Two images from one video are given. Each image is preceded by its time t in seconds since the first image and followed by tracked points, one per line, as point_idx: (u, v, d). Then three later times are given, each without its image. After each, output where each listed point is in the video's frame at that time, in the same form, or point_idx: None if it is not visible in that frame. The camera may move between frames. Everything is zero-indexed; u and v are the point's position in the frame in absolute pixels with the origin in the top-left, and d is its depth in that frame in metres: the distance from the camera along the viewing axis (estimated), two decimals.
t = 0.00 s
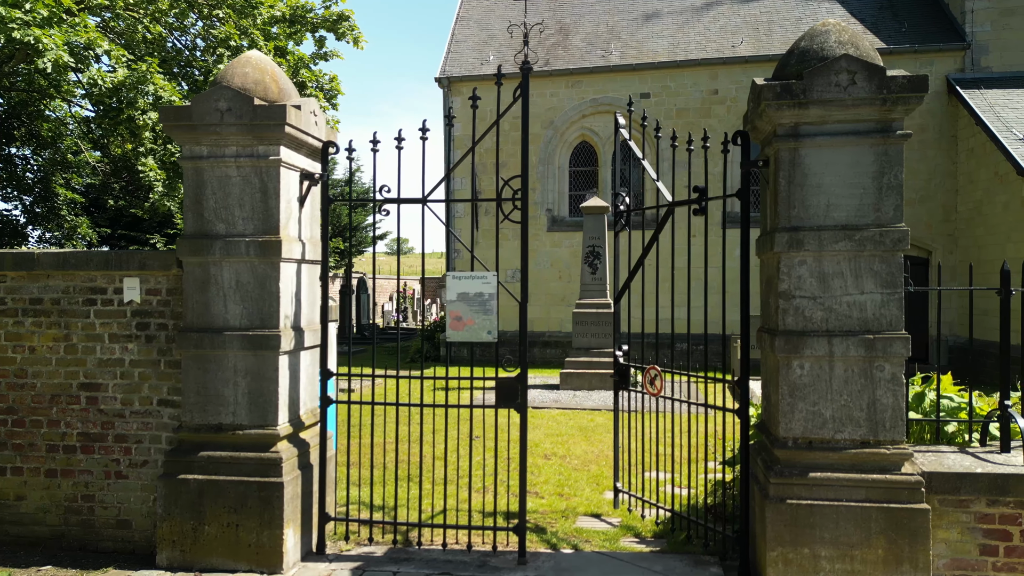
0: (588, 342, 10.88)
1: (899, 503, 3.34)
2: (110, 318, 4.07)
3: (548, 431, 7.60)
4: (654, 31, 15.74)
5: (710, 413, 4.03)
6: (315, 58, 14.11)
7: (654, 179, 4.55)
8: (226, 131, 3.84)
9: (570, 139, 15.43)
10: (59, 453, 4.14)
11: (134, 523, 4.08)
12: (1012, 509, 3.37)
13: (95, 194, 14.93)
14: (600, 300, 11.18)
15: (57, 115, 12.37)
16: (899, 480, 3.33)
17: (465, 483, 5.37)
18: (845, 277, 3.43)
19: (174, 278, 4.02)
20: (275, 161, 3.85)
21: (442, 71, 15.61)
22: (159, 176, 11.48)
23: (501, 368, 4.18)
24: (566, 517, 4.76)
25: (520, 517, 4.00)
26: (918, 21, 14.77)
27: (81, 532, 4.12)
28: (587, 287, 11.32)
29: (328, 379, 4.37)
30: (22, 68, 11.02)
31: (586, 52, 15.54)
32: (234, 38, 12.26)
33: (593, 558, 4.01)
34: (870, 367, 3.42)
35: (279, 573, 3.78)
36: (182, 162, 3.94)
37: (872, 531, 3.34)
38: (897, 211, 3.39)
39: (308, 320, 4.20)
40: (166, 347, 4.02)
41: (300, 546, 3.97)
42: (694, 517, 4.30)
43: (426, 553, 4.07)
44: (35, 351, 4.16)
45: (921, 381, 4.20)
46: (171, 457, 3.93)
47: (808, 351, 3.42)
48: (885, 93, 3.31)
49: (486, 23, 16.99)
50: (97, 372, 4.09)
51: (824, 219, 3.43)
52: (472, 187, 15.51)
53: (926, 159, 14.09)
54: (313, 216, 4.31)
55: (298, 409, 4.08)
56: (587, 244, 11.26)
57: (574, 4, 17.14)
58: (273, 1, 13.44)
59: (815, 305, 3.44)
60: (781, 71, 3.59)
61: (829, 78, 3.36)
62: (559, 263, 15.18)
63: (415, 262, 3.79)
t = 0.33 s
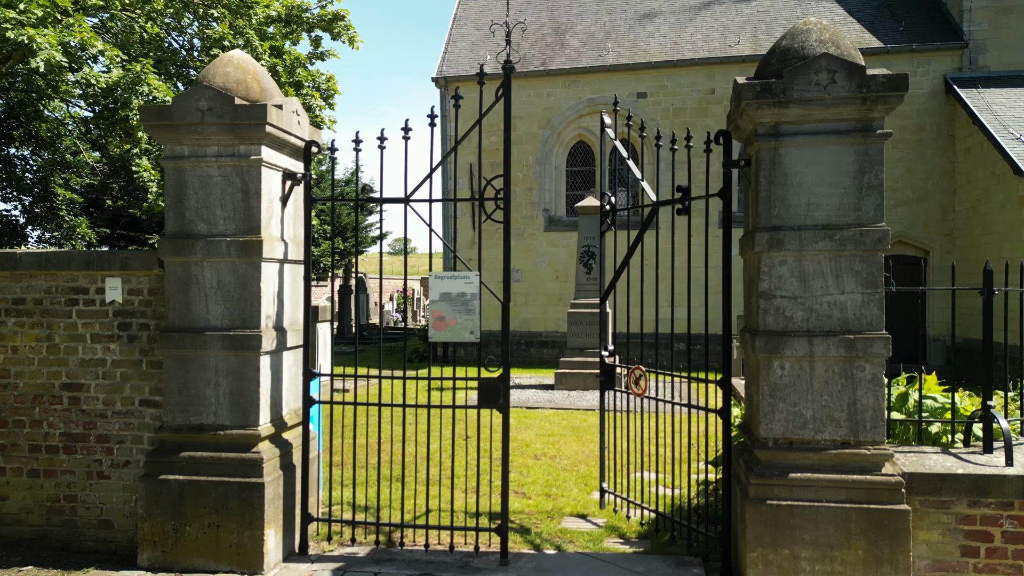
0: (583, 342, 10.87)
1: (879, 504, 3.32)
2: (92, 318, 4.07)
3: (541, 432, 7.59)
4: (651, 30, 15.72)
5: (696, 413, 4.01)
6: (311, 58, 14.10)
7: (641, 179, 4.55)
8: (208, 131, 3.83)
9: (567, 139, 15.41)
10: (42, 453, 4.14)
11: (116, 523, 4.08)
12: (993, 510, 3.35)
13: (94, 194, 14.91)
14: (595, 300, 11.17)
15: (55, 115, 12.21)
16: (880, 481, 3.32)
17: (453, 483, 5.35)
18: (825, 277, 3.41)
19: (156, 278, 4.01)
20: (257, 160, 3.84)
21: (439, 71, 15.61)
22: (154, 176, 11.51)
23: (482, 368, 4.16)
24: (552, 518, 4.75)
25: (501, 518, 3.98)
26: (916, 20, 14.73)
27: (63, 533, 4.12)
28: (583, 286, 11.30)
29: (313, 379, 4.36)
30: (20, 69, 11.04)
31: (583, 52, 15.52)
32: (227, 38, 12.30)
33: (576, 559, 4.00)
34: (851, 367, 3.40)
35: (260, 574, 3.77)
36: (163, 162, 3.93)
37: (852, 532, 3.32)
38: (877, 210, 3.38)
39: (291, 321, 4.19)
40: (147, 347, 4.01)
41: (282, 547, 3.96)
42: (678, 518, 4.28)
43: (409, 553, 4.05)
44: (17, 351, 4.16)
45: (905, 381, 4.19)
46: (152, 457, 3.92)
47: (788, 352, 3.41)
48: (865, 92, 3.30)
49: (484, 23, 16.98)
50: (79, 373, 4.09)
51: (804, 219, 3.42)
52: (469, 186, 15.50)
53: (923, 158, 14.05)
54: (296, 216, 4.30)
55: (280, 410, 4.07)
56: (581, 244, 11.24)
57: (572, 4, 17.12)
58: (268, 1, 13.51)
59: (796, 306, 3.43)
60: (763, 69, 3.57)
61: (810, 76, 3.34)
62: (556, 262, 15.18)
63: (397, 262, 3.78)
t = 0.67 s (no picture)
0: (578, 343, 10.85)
1: (858, 505, 3.30)
2: (73, 318, 4.06)
3: (532, 433, 7.60)
4: (649, 30, 15.71)
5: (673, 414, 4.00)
6: (307, 58, 14.11)
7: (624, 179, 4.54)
8: (187, 130, 3.81)
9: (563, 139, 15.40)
10: (23, 453, 4.14)
11: (97, 524, 4.07)
12: (973, 512, 3.32)
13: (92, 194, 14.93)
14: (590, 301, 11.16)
15: (55, 116, 12.23)
16: (858, 482, 3.30)
17: (438, 484, 5.33)
18: (804, 277, 3.39)
19: (136, 278, 4.00)
20: (236, 160, 3.83)
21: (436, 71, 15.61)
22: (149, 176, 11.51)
23: (463, 368, 4.15)
24: (536, 518, 4.73)
25: (482, 519, 3.96)
26: (913, 19, 14.70)
27: (45, 533, 4.12)
28: (579, 286, 11.27)
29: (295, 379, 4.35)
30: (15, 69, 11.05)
31: (580, 52, 15.51)
32: (223, 37, 12.39)
33: (557, 561, 3.98)
34: (830, 368, 3.38)
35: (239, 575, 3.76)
36: (143, 162, 3.91)
37: (831, 534, 3.30)
38: (856, 210, 3.36)
39: (272, 321, 4.18)
40: (127, 347, 4.00)
41: (261, 548, 3.94)
42: (662, 520, 4.25)
43: (390, 554, 4.04)
44: None
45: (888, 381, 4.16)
46: (132, 457, 3.92)
47: (767, 352, 3.39)
48: (844, 91, 3.29)
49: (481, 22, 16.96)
50: (59, 373, 4.08)
51: (783, 219, 3.40)
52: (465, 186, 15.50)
53: (921, 158, 14.00)
54: (278, 216, 4.28)
55: (260, 410, 4.05)
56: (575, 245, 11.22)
57: (569, 3, 17.10)
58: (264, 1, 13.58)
59: (775, 306, 3.41)
60: (742, 69, 3.55)
61: (788, 75, 3.33)
62: (552, 262, 15.16)
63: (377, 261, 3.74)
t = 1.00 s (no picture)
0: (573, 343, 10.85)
1: (835, 506, 3.29)
2: (53, 318, 4.06)
3: (522, 433, 7.59)
4: (645, 29, 15.69)
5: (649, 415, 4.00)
6: (303, 58, 14.14)
7: (607, 179, 4.54)
8: (166, 130, 3.80)
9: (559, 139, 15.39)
10: (3, 454, 4.13)
11: (77, 524, 4.07)
12: (951, 514, 3.30)
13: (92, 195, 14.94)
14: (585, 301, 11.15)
15: (53, 116, 12.25)
16: (836, 483, 3.28)
17: (423, 486, 5.32)
18: (782, 277, 3.37)
19: (116, 278, 4.00)
20: (215, 160, 3.82)
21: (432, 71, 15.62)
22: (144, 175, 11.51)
23: (443, 369, 4.13)
24: (519, 519, 4.72)
25: (462, 521, 3.94)
26: (910, 18, 14.66)
27: (25, 533, 4.11)
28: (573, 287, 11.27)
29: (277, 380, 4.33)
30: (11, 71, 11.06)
31: (576, 51, 15.49)
32: (217, 36, 12.49)
33: (537, 561, 3.97)
34: (808, 368, 3.37)
35: None
36: (122, 161, 3.90)
37: (808, 535, 3.28)
38: (834, 210, 3.34)
39: (252, 321, 4.17)
40: (107, 348, 4.00)
41: (241, 549, 3.93)
42: (643, 521, 4.23)
43: (370, 555, 4.02)
44: None
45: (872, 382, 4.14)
46: (111, 458, 3.91)
47: (745, 352, 3.38)
48: (821, 90, 3.27)
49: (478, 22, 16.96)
50: (40, 373, 4.07)
51: (761, 219, 3.38)
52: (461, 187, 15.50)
53: (918, 157, 13.95)
54: (259, 216, 4.27)
55: (240, 411, 4.04)
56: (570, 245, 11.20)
57: (566, 3, 17.09)
58: None
59: (753, 306, 3.39)
60: (721, 68, 3.53)
61: (765, 75, 3.31)
62: (549, 262, 15.15)
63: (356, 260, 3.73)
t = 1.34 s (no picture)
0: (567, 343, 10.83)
1: (811, 506, 3.27)
2: (32, 318, 4.05)
3: (513, 433, 7.57)
4: (642, 28, 15.66)
5: (628, 415, 4.00)
6: (298, 58, 14.17)
7: (590, 177, 4.51)
8: (143, 129, 3.79)
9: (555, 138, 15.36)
10: None
11: (55, 524, 4.06)
12: (929, 514, 3.27)
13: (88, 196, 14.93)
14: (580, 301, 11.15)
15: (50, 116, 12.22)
16: (812, 484, 3.26)
17: (409, 486, 5.30)
18: (759, 276, 3.35)
19: (94, 277, 3.99)
20: (192, 158, 3.80)
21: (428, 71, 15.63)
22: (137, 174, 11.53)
23: (423, 369, 4.11)
24: (502, 519, 4.71)
25: (440, 521, 3.92)
26: (908, 17, 14.60)
27: (3, 533, 4.11)
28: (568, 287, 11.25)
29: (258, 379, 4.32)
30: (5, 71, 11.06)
31: (573, 51, 15.46)
32: (210, 35, 12.61)
33: (517, 562, 3.95)
34: (785, 368, 3.35)
35: None
36: (99, 160, 3.89)
37: (784, 536, 3.27)
38: (811, 208, 3.32)
39: (232, 320, 4.16)
40: (85, 347, 3.99)
41: (218, 549, 3.92)
42: (623, 521, 4.21)
43: (349, 555, 4.01)
44: None
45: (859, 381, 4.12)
46: (88, 458, 3.90)
47: (721, 352, 3.36)
48: (797, 88, 3.25)
49: (475, 22, 16.93)
50: (18, 373, 4.06)
51: (738, 218, 3.36)
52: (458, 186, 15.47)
53: (915, 156, 13.92)
54: (238, 215, 4.26)
55: (219, 410, 4.03)
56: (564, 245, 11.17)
57: (563, 2, 17.06)
58: None
59: (729, 305, 3.37)
60: (698, 67, 3.51)
61: (741, 72, 3.29)
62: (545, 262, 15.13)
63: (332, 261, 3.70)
